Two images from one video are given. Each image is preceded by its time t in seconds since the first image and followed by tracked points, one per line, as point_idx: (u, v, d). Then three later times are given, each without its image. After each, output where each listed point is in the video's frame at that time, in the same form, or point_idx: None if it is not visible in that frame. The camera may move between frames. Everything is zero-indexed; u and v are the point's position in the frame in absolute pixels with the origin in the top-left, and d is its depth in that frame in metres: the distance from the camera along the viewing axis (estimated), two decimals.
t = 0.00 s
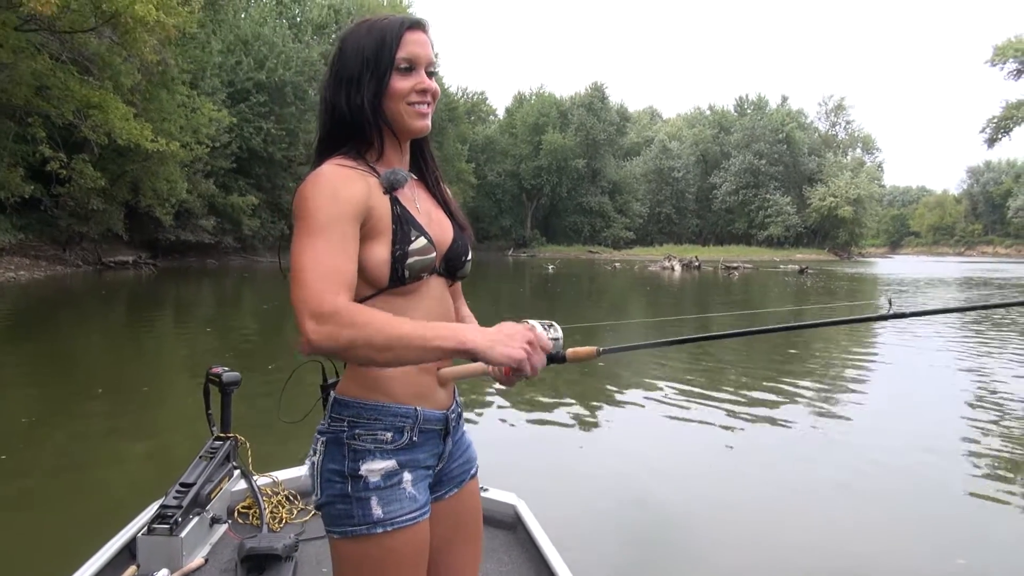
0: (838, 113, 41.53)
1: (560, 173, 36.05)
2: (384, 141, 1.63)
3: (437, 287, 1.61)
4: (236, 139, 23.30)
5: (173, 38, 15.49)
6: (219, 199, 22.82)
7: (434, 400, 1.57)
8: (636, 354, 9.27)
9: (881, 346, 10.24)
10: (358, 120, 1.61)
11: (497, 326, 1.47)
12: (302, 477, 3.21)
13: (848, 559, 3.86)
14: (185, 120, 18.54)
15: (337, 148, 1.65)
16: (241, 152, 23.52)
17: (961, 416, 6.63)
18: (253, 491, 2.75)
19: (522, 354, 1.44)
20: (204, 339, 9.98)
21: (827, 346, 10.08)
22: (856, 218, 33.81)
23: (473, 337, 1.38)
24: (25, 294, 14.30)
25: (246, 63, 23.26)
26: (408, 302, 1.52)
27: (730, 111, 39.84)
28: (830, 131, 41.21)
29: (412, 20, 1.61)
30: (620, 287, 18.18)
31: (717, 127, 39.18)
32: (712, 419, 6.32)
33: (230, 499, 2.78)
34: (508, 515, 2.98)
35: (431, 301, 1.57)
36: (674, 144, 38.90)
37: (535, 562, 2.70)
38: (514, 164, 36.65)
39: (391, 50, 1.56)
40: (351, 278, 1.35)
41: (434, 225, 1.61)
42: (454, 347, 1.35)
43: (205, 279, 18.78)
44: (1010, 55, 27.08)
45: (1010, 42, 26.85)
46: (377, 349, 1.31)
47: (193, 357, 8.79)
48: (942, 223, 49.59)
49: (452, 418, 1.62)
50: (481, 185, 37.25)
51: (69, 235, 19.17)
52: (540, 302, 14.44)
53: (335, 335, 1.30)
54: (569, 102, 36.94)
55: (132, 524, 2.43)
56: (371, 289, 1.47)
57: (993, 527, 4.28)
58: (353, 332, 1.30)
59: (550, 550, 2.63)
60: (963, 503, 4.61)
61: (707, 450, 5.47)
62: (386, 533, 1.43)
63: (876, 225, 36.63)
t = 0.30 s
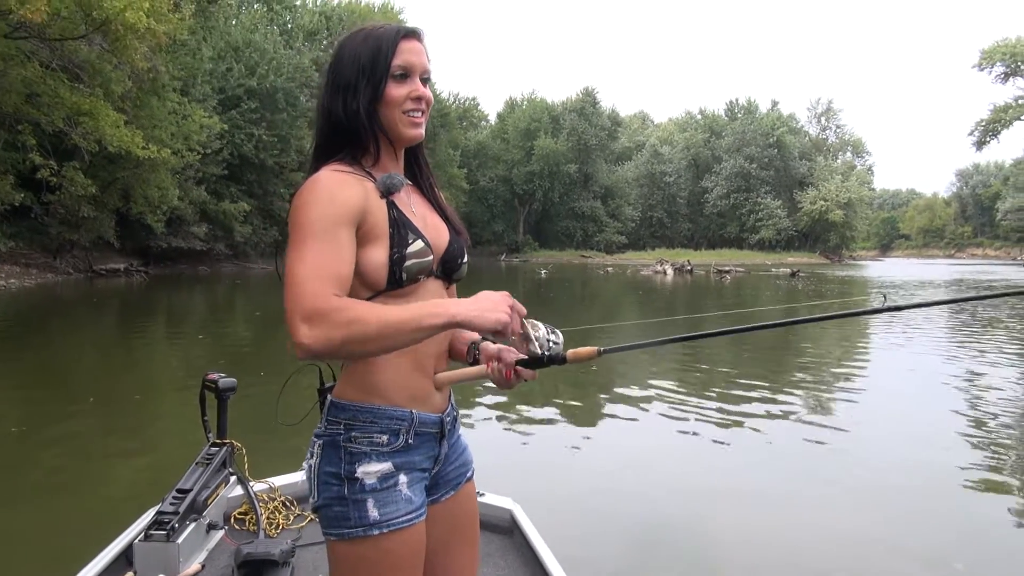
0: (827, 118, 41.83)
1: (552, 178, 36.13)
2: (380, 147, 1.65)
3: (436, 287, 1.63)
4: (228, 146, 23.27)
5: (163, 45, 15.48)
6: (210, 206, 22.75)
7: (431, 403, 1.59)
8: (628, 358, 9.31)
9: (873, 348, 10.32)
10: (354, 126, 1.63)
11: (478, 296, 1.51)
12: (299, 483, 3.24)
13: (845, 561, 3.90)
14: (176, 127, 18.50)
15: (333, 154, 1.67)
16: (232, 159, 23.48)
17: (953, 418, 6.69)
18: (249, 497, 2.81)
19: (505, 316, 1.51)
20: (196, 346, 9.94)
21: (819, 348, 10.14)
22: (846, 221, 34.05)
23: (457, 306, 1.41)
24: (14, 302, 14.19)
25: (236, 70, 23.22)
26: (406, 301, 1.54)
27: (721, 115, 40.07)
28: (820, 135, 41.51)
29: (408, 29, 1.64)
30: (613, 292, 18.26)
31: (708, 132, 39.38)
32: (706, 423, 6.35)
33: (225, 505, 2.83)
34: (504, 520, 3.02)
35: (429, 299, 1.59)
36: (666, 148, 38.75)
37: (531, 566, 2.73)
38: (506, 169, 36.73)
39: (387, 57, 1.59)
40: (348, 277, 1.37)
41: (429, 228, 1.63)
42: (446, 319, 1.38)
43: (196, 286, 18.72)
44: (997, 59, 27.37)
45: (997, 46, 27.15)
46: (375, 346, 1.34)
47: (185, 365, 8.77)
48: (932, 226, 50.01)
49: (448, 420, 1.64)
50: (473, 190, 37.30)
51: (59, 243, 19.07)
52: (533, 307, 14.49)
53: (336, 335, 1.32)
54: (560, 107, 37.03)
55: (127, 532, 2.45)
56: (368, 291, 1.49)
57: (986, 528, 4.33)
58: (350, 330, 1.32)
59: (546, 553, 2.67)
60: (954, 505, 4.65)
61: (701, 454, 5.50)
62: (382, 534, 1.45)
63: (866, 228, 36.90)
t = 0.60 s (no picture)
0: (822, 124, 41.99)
1: (548, 183, 36.13)
2: (380, 152, 1.66)
3: (433, 290, 1.64)
4: (224, 151, 23.25)
5: (159, 50, 15.47)
6: (205, 211, 22.69)
7: (429, 406, 1.59)
8: (625, 364, 9.34)
9: (869, 353, 10.34)
10: (355, 129, 1.64)
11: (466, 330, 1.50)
12: (298, 487, 3.26)
13: (843, 565, 3.91)
14: (172, 131, 18.48)
15: (334, 157, 1.67)
16: (228, 163, 23.46)
17: (950, 422, 6.70)
18: (248, 502, 2.86)
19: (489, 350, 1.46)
20: (191, 352, 9.90)
21: (815, 354, 10.16)
22: (842, 227, 34.16)
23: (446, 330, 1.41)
24: (9, 307, 14.12)
25: (233, 75, 23.21)
26: (404, 303, 1.54)
27: (717, 121, 40.16)
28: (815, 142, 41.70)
29: (412, 38, 1.65)
30: (609, 297, 18.29)
31: (704, 137, 39.48)
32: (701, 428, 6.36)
33: (224, 510, 2.88)
34: (503, 526, 3.02)
35: (428, 301, 1.60)
36: (661, 154, 39.13)
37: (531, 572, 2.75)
38: (502, 174, 36.77)
39: (391, 64, 1.60)
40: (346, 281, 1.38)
41: (429, 232, 1.64)
42: (426, 341, 1.38)
43: (191, 291, 18.67)
44: (991, 65, 27.55)
45: (991, 53, 27.34)
46: (373, 348, 1.34)
47: (180, 370, 8.76)
48: (926, 232, 50.19)
49: (447, 425, 1.64)
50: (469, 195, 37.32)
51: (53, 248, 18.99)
52: (529, 312, 14.50)
53: (337, 336, 1.32)
54: (556, 113, 37.01)
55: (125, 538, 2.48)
56: (368, 292, 1.49)
57: (984, 532, 4.34)
58: (351, 333, 1.32)
59: (543, 558, 2.69)
60: (952, 510, 4.65)
61: (699, 459, 5.51)
62: (384, 537, 1.45)
63: (862, 234, 37.00)
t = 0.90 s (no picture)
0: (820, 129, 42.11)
1: (547, 188, 36.17)
2: (377, 152, 1.66)
3: (427, 291, 1.63)
4: (222, 156, 23.27)
5: (158, 55, 15.48)
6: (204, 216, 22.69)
7: (422, 408, 1.59)
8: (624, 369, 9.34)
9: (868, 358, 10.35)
10: (353, 130, 1.64)
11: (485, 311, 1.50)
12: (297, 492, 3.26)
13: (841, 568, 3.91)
14: (170, 137, 18.49)
15: (331, 158, 1.68)
16: (227, 169, 23.48)
17: (949, 427, 6.71)
18: (246, 507, 2.86)
19: (510, 335, 1.46)
20: (189, 357, 9.88)
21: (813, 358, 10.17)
22: (839, 232, 34.23)
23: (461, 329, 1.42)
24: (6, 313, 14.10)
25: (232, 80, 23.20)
26: (397, 304, 1.54)
27: (715, 126, 40.23)
28: (813, 147, 41.80)
29: (412, 41, 1.65)
30: (608, 302, 18.31)
31: (702, 143, 39.51)
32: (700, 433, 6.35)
33: (222, 514, 2.88)
34: (503, 530, 3.03)
35: (421, 301, 1.60)
36: (659, 159, 39.20)
37: None
38: (501, 179, 36.82)
39: (390, 66, 1.60)
40: (340, 281, 1.38)
41: (424, 233, 1.64)
42: (444, 341, 1.39)
43: (189, 296, 18.64)
44: (988, 71, 27.64)
45: (988, 58, 27.45)
46: (366, 348, 1.34)
47: (178, 375, 8.75)
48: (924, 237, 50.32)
49: (440, 426, 1.64)
50: (468, 201, 37.37)
51: (52, 253, 18.98)
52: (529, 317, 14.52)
53: (329, 337, 1.32)
54: (555, 118, 36.88)
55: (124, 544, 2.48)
56: (361, 292, 1.49)
57: (982, 536, 4.34)
58: (343, 334, 1.32)
59: (542, 562, 2.70)
60: (952, 514, 4.64)
61: (698, 463, 5.51)
62: (373, 539, 1.44)
63: (860, 239, 37.05)
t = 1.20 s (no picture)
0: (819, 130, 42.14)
1: (547, 190, 36.18)
2: (381, 153, 1.66)
3: (429, 292, 1.63)
4: (222, 159, 23.29)
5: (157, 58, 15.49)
6: (204, 219, 22.68)
7: (424, 409, 1.59)
8: (625, 370, 9.35)
9: (869, 358, 10.37)
10: (358, 130, 1.64)
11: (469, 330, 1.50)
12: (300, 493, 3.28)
13: (840, 567, 3.93)
14: (171, 139, 18.51)
15: (335, 158, 1.68)
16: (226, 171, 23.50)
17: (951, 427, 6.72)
18: (249, 508, 2.89)
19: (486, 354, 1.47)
20: (189, 359, 9.89)
21: (813, 359, 10.18)
22: (839, 232, 34.22)
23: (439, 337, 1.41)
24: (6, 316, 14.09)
25: (232, 82, 23.21)
26: (399, 306, 1.54)
27: (714, 127, 40.26)
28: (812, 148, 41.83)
29: (417, 42, 1.66)
30: (608, 303, 18.34)
31: (702, 144, 39.50)
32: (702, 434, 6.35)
33: (225, 516, 2.90)
34: (506, 531, 3.06)
35: (423, 304, 1.60)
36: (659, 161, 39.23)
37: None
38: (501, 181, 36.85)
39: (396, 65, 1.60)
40: (337, 284, 1.38)
41: (426, 235, 1.64)
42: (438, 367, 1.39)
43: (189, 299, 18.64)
44: (988, 70, 27.67)
45: (987, 58, 27.50)
46: (361, 350, 1.33)
47: (178, 377, 8.75)
48: (925, 237, 50.35)
49: (442, 427, 1.64)
50: (468, 202, 37.40)
51: (52, 256, 18.98)
52: (529, 318, 14.54)
53: (336, 340, 1.32)
54: (554, 120, 36.96)
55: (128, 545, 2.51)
56: (364, 294, 1.49)
57: (981, 535, 4.36)
58: (342, 338, 1.32)
59: (545, 563, 2.73)
60: (953, 514, 4.65)
61: (700, 464, 5.51)
62: (377, 541, 1.44)
63: (860, 239, 37.06)
